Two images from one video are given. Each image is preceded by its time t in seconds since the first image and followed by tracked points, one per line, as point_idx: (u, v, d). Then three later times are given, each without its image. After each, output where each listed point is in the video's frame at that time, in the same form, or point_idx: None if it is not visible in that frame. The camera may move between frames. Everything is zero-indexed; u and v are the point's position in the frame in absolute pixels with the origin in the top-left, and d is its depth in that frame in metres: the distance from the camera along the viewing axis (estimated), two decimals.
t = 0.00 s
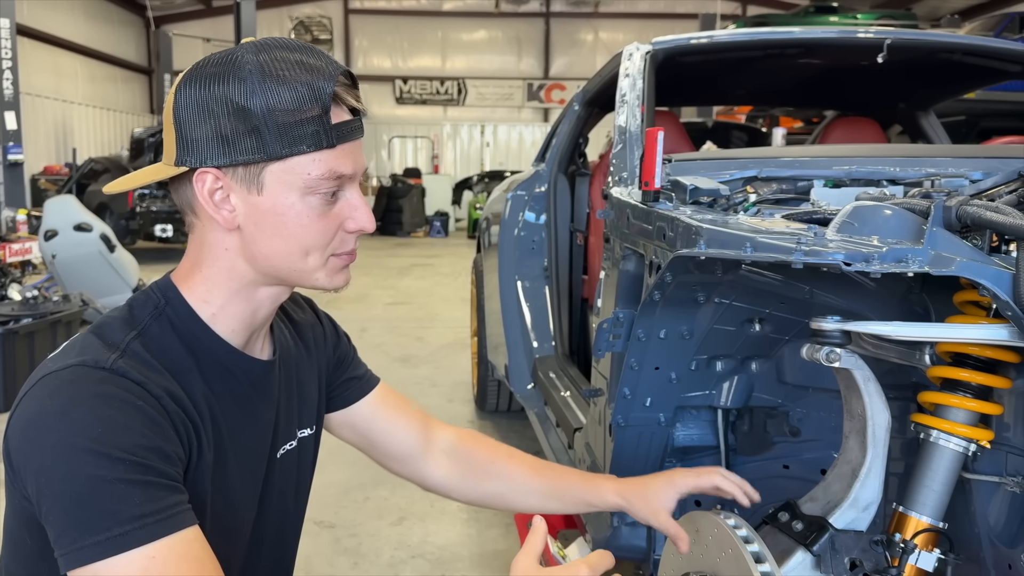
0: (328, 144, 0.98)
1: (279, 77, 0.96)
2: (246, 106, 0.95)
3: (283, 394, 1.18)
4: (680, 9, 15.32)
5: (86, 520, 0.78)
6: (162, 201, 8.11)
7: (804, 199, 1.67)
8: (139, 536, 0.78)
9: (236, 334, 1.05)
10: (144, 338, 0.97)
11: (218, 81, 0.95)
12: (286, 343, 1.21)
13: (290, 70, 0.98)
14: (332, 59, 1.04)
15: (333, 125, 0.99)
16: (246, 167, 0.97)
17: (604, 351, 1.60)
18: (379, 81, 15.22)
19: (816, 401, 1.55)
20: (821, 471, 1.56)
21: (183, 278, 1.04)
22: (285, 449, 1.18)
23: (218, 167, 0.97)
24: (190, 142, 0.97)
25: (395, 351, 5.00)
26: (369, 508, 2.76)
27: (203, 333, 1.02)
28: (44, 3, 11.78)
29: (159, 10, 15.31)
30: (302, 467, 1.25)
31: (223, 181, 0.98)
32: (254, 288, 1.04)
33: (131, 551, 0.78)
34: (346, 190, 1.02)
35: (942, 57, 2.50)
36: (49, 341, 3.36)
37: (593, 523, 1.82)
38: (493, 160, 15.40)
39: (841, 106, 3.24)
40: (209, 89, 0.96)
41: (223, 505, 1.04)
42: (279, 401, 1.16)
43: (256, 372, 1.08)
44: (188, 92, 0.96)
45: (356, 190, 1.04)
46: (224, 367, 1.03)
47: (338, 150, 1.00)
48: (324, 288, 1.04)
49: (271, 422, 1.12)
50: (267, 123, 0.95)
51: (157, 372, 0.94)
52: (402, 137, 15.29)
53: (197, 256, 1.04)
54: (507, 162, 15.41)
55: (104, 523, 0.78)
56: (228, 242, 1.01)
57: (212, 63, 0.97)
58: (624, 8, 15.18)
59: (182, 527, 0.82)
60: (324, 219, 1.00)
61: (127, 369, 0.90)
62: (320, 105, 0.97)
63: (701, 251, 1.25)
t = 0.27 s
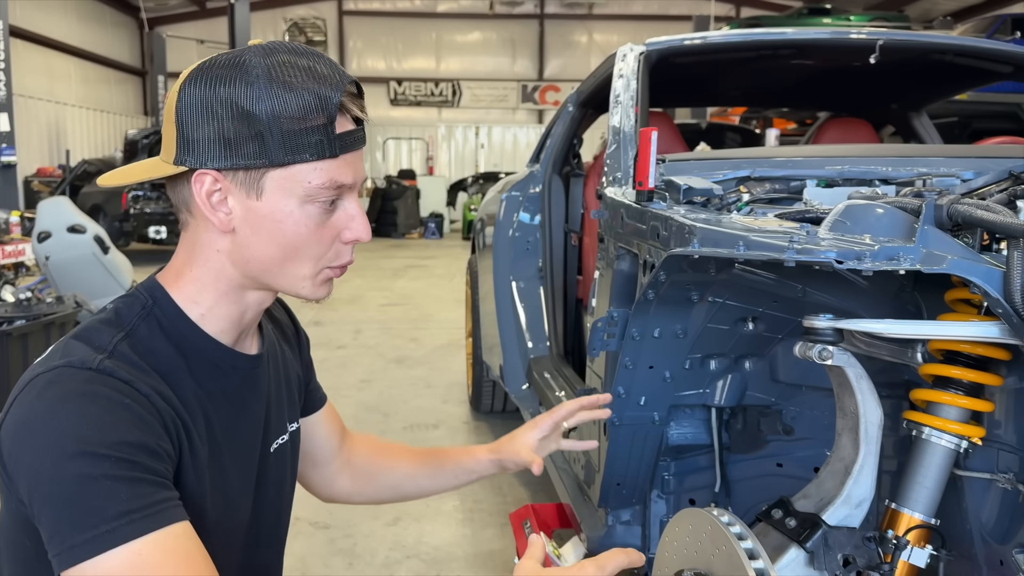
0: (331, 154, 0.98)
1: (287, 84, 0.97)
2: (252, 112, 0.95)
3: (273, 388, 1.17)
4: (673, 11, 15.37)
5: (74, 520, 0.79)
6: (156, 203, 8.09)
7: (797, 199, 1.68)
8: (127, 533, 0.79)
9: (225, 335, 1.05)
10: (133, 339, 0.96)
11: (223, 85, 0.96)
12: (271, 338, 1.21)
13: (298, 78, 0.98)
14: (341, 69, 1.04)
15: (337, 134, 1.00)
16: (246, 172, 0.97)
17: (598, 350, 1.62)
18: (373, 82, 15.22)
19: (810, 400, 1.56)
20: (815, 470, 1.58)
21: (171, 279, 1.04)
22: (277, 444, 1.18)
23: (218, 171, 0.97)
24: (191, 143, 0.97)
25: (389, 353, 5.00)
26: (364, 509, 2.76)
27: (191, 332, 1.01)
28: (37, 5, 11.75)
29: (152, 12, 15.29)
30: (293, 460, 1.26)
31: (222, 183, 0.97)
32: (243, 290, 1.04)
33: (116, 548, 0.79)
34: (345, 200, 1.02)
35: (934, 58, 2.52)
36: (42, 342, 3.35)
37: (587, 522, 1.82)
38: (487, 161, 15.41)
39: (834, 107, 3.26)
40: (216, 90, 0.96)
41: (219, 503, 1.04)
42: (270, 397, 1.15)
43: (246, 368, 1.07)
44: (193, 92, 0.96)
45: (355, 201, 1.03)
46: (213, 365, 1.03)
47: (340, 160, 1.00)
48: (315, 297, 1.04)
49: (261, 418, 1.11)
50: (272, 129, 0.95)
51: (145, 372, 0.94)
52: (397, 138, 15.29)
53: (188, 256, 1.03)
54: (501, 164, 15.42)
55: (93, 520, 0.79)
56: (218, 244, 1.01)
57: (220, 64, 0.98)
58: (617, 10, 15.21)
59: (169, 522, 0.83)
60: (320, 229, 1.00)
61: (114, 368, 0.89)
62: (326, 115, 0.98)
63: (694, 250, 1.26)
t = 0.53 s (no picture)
0: (253, 127, 0.92)
1: (223, 64, 0.95)
2: (190, 89, 0.94)
3: (262, 378, 1.16)
4: (666, 14, 15.45)
5: (61, 478, 0.73)
6: (149, 205, 8.08)
7: (787, 198, 1.70)
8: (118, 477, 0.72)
9: (213, 325, 1.03)
10: (124, 324, 0.93)
11: (180, 68, 0.96)
12: (261, 332, 1.21)
13: (236, 59, 0.95)
14: (293, 57, 0.99)
15: (269, 110, 0.93)
16: (186, 146, 0.95)
17: (592, 347, 1.68)
18: (366, 84, 15.22)
19: (801, 396, 1.58)
20: (805, 466, 1.60)
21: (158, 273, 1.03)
22: (268, 434, 1.16)
23: (171, 148, 0.97)
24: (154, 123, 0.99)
25: (383, 353, 5.01)
26: (359, 509, 2.77)
27: (179, 321, 0.99)
28: (29, 7, 11.72)
29: (145, 13, 15.26)
30: (281, 456, 1.23)
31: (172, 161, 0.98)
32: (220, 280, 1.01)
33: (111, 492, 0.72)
34: (281, 180, 0.95)
35: (924, 59, 2.54)
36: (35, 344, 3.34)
37: (580, 519, 1.84)
38: (481, 163, 15.43)
39: (825, 108, 3.28)
40: (173, 78, 0.98)
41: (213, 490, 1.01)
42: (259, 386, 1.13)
43: (232, 358, 1.06)
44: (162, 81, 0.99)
45: (295, 184, 0.95)
46: (200, 352, 1.01)
47: (267, 136, 0.93)
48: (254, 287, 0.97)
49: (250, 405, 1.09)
50: (199, 104, 0.93)
51: (136, 353, 0.92)
52: (390, 140, 15.29)
53: (174, 249, 1.02)
54: (495, 166, 15.44)
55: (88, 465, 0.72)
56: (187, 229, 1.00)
57: (188, 56, 1.00)
58: (610, 13, 15.26)
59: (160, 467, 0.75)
60: (254, 208, 0.94)
61: (104, 345, 0.87)
62: (256, 91, 0.93)
63: (685, 248, 1.27)
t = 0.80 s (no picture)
0: (213, 120, 0.93)
1: (197, 61, 0.97)
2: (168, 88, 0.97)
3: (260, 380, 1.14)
4: (659, 17, 15.52)
5: (33, 479, 0.71)
6: (142, 207, 8.06)
7: (777, 200, 1.72)
8: (89, 490, 0.71)
9: (204, 325, 1.03)
10: (112, 325, 0.93)
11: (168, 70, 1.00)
12: (264, 335, 1.21)
13: (211, 56, 0.97)
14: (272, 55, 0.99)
15: (230, 106, 0.94)
16: (167, 145, 0.99)
17: (584, 349, 1.66)
18: (360, 87, 15.23)
19: (790, 396, 1.60)
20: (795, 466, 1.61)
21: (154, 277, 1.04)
22: (270, 439, 1.15)
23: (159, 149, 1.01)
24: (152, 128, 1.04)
25: (377, 356, 5.02)
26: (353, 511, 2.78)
27: (166, 322, 1.00)
28: (21, 9, 11.68)
29: (137, 15, 15.23)
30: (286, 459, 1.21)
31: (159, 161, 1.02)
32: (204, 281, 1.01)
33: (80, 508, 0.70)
34: (242, 175, 0.95)
35: (912, 63, 2.57)
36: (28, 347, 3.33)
37: (574, 520, 1.86)
38: (474, 165, 15.45)
39: (815, 110, 3.31)
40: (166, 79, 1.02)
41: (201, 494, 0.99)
42: (255, 388, 1.12)
43: (223, 361, 1.05)
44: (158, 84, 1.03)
45: (256, 179, 0.96)
46: (191, 353, 1.01)
47: (227, 130, 0.94)
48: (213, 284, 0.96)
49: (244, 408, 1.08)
50: (171, 100, 0.96)
51: (122, 354, 0.91)
52: (383, 142, 15.30)
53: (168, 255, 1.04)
54: (488, 168, 15.46)
55: (65, 472, 0.71)
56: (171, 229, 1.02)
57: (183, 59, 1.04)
58: (603, 16, 15.31)
59: (131, 486, 0.74)
60: (213, 204, 0.94)
61: (87, 346, 0.86)
62: (219, 86, 0.94)
63: (676, 250, 1.29)
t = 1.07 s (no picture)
0: (249, 130, 0.95)
1: (223, 72, 0.98)
2: (190, 94, 0.98)
3: (267, 391, 1.15)
4: (653, 20, 15.58)
5: (19, 505, 0.76)
6: (136, 210, 8.05)
7: (771, 203, 1.73)
8: (65, 528, 0.77)
9: (213, 334, 1.04)
10: (119, 336, 0.95)
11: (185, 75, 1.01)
12: (273, 345, 1.21)
13: (235, 66, 0.99)
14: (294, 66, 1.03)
15: (261, 116, 0.97)
16: (186, 151, 0.99)
17: (581, 351, 1.67)
18: (355, 89, 15.24)
19: (785, 398, 1.61)
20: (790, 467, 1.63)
21: (165, 284, 1.05)
22: (275, 448, 1.15)
23: (173, 154, 1.01)
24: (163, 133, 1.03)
25: (373, 358, 5.02)
26: (350, 513, 2.78)
27: (174, 332, 1.00)
28: (16, 11, 11.66)
29: (132, 18, 15.22)
30: (294, 467, 1.23)
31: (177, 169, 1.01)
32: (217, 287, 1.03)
33: (58, 541, 0.77)
34: (274, 184, 0.98)
35: (906, 66, 2.59)
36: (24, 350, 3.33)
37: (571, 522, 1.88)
38: (470, 168, 15.46)
39: (810, 114, 3.33)
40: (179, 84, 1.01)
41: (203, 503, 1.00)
42: (261, 397, 1.13)
43: (230, 369, 1.06)
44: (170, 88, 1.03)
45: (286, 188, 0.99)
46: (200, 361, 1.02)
47: (261, 139, 0.96)
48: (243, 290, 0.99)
49: (249, 419, 1.09)
50: (200, 109, 0.97)
51: (124, 367, 0.92)
52: (379, 145, 15.31)
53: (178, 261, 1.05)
54: (484, 171, 15.48)
55: (49, 503, 0.77)
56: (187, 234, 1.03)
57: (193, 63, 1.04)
58: (598, 19, 15.36)
59: (115, 522, 0.81)
60: (244, 212, 0.97)
61: (88, 362, 0.87)
62: (251, 97, 0.96)
63: (672, 253, 1.30)
